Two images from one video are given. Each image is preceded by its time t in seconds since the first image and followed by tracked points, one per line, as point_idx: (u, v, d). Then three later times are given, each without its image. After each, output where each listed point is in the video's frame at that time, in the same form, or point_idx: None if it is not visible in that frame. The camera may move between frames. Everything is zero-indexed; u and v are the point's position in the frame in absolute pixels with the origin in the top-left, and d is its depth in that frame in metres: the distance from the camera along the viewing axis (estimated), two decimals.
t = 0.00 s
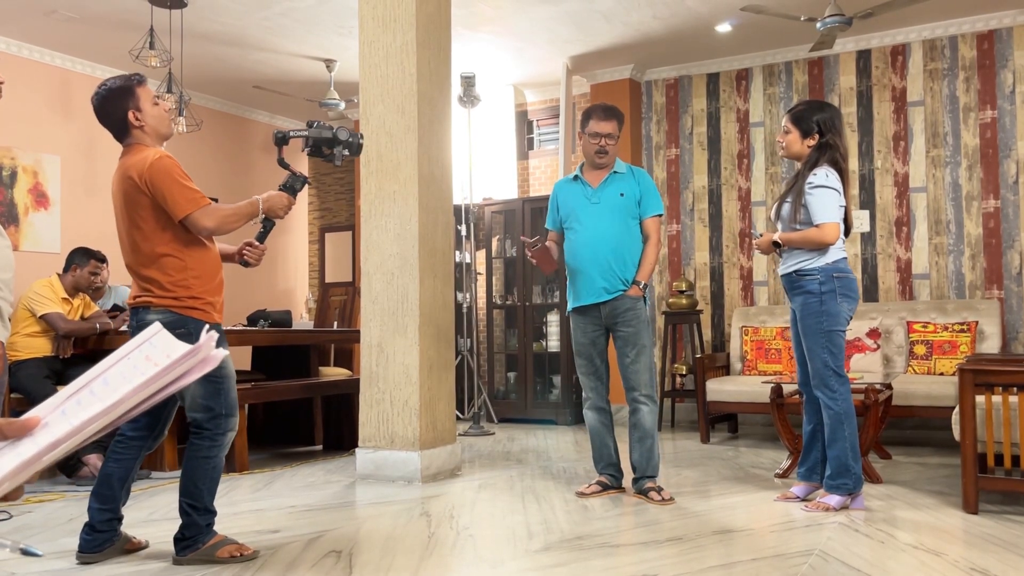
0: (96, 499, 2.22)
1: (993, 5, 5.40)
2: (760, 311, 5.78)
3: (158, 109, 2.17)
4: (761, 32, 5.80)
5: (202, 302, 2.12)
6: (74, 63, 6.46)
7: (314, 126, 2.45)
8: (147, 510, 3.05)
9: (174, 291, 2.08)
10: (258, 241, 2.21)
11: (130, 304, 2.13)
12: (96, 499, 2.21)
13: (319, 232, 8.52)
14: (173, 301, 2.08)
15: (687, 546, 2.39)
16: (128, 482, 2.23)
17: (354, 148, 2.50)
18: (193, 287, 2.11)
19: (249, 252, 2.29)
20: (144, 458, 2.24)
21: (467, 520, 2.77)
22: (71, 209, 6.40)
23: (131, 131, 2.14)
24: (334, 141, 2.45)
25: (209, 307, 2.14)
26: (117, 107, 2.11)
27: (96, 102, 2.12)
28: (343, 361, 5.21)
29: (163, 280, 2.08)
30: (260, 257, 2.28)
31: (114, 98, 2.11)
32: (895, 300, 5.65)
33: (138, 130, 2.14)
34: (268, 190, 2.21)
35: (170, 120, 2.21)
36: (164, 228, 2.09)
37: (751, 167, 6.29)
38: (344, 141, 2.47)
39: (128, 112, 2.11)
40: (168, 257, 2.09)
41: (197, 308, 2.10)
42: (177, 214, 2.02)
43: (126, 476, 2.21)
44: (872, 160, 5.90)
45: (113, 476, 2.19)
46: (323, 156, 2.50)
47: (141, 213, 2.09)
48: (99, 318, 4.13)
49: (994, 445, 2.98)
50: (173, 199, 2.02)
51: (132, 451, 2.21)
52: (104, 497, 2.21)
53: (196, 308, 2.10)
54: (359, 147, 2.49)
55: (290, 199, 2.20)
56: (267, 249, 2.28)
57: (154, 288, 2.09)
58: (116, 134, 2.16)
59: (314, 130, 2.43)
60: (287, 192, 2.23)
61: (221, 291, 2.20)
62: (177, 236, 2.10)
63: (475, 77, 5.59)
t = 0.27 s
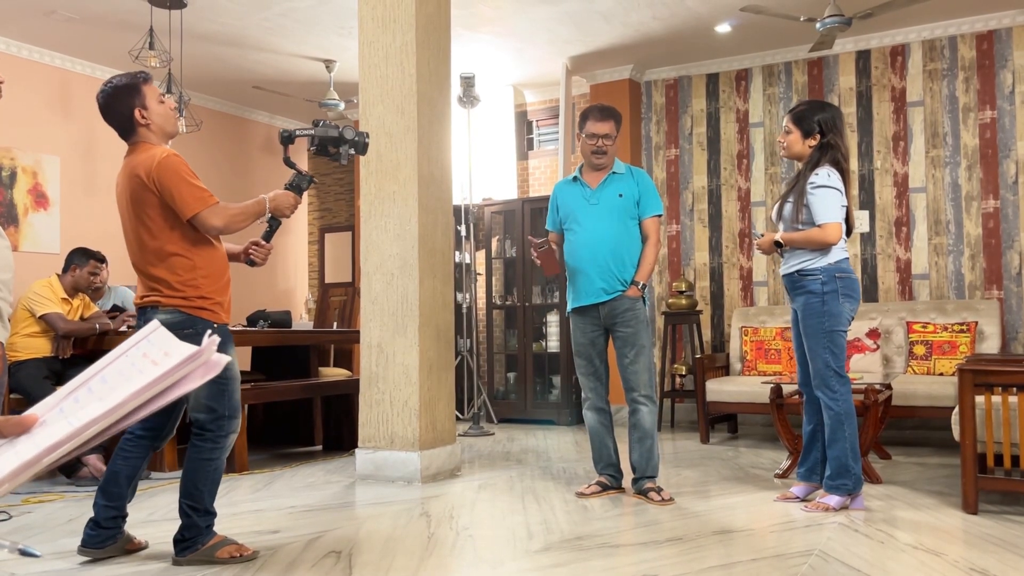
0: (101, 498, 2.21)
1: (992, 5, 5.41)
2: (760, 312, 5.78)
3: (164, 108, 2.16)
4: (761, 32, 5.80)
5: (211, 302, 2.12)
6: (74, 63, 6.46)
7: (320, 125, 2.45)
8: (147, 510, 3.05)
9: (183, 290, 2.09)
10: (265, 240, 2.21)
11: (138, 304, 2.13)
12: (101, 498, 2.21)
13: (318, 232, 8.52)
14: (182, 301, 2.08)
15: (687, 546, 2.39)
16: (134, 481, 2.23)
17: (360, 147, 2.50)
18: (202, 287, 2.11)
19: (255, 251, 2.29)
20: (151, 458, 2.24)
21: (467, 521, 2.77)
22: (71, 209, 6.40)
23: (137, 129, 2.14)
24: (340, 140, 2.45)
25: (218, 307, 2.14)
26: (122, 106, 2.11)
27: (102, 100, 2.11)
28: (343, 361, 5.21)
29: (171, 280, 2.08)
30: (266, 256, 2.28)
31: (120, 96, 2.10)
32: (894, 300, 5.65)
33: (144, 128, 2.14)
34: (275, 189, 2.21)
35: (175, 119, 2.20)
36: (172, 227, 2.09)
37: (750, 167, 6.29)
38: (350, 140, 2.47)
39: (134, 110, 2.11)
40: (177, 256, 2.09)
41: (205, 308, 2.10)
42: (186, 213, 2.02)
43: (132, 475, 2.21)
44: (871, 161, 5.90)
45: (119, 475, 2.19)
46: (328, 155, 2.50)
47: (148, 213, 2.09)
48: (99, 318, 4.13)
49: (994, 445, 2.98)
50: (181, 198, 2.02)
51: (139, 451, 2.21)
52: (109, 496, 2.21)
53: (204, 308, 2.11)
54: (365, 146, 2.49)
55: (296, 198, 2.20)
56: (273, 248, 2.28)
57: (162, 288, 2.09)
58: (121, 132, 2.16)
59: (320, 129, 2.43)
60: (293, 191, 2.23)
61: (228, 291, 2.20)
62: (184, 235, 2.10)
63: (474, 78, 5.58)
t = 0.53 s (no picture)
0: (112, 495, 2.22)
1: (991, 6, 5.41)
2: (759, 312, 5.78)
3: (169, 107, 2.16)
4: (761, 33, 5.80)
5: (218, 302, 2.13)
6: (73, 64, 6.46)
7: (325, 123, 2.44)
8: (146, 511, 3.05)
9: (190, 291, 2.09)
10: (271, 240, 2.21)
11: (144, 304, 2.12)
12: (112, 494, 2.21)
13: (318, 233, 8.52)
14: (189, 301, 2.08)
15: (686, 547, 2.39)
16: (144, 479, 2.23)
17: (366, 145, 2.49)
18: (209, 287, 2.11)
19: (261, 251, 2.29)
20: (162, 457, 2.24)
21: (466, 521, 2.77)
22: (70, 209, 6.39)
23: (142, 128, 2.13)
24: (345, 138, 2.44)
25: (225, 308, 2.14)
26: (128, 104, 2.10)
27: (107, 98, 2.11)
28: (342, 362, 5.21)
29: (179, 280, 2.08)
30: (272, 256, 2.28)
31: (125, 94, 2.10)
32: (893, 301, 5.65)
33: (150, 127, 2.14)
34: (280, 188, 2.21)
35: (180, 117, 2.20)
36: (179, 227, 2.09)
37: (750, 168, 6.29)
38: (355, 139, 2.47)
39: (140, 109, 2.11)
40: (184, 257, 2.09)
41: (213, 308, 2.10)
42: (194, 213, 2.02)
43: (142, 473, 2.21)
44: (871, 161, 5.91)
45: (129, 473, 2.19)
46: (334, 153, 2.50)
47: (154, 212, 2.08)
48: (98, 319, 4.13)
49: (992, 446, 2.99)
50: (189, 198, 2.02)
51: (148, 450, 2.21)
52: (120, 493, 2.21)
53: (212, 308, 2.11)
54: (370, 144, 2.49)
55: (301, 197, 2.20)
56: (279, 247, 2.28)
57: (169, 289, 2.09)
58: (125, 131, 2.15)
59: (326, 127, 2.43)
60: (298, 189, 2.23)
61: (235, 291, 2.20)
62: (192, 235, 2.10)
63: (474, 78, 5.58)
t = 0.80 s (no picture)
0: (127, 485, 2.20)
1: (990, 7, 5.42)
2: (758, 312, 5.78)
3: (172, 105, 2.16)
4: (760, 33, 5.81)
5: (222, 302, 2.13)
6: (72, 64, 6.45)
7: (330, 122, 2.44)
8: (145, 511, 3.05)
9: (195, 291, 2.09)
10: (274, 239, 2.21)
11: (147, 305, 2.11)
12: (128, 484, 2.19)
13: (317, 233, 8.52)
14: (193, 301, 2.08)
15: (685, 547, 2.39)
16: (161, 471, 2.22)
17: (371, 145, 2.49)
18: (213, 288, 2.11)
19: (265, 251, 2.29)
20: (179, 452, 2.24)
21: (465, 521, 2.77)
22: (69, 209, 6.39)
23: (145, 126, 2.13)
24: (351, 138, 2.45)
25: (229, 308, 2.15)
26: (131, 102, 2.10)
27: (109, 96, 2.10)
28: (341, 362, 5.21)
29: (183, 280, 2.08)
30: (276, 255, 2.28)
31: (128, 92, 2.09)
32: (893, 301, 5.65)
33: (153, 126, 2.13)
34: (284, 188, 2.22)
35: (183, 116, 2.20)
36: (184, 227, 2.09)
37: (749, 168, 6.29)
38: (361, 138, 2.47)
39: (143, 107, 2.10)
40: (189, 256, 2.08)
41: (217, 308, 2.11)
42: (200, 212, 2.02)
43: (159, 465, 2.21)
44: (870, 161, 5.91)
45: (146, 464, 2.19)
46: (339, 153, 2.50)
47: (159, 211, 2.07)
48: (97, 319, 4.13)
49: (992, 446, 2.99)
50: (195, 197, 2.02)
51: (166, 443, 2.21)
52: (136, 484, 2.19)
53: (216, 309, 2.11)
54: (376, 144, 2.49)
55: (305, 197, 2.21)
56: (283, 247, 2.28)
57: (173, 289, 2.08)
58: (128, 129, 2.14)
59: (330, 126, 2.43)
60: (303, 189, 2.24)
61: (238, 291, 2.21)
62: (196, 235, 2.10)
63: (474, 78, 5.58)
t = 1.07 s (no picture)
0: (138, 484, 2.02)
1: (989, 7, 5.42)
2: (756, 313, 5.78)
3: (174, 103, 2.15)
4: (759, 34, 5.81)
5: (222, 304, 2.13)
6: (71, 64, 6.45)
7: (333, 122, 2.44)
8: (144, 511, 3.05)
9: (195, 293, 2.08)
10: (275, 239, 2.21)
11: (146, 304, 2.11)
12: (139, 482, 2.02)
13: (316, 233, 8.52)
14: (193, 303, 2.08)
15: (684, 547, 2.39)
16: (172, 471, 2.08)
17: (373, 145, 2.50)
18: (214, 289, 2.11)
19: (265, 251, 2.29)
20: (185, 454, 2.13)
21: (464, 521, 2.77)
22: (67, 209, 6.38)
23: (146, 124, 2.12)
24: (353, 138, 2.45)
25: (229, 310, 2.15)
26: (132, 99, 2.09)
27: (110, 93, 2.09)
28: (340, 362, 5.21)
29: (183, 281, 2.07)
30: (277, 256, 2.27)
31: (130, 89, 2.08)
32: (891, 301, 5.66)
33: (154, 123, 2.12)
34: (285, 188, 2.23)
35: (184, 114, 2.19)
36: (184, 227, 2.08)
37: (748, 168, 6.30)
38: (363, 139, 2.47)
39: (144, 104, 2.09)
40: (189, 257, 2.08)
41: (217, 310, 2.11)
42: (202, 212, 2.02)
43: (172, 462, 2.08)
44: (868, 162, 5.91)
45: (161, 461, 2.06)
46: (341, 153, 2.50)
47: (159, 210, 2.07)
48: (96, 319, 4.12)
49: (990, 446, 2.99)
50: (197, 197, 2.02)
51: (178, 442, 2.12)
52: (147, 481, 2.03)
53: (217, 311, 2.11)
54: (378, 144, 2.49)
55: (306, 197, 2.21)
56: (284, 247, 2.28)
57: (173, 290, 2.08)
58: (128, 126, 2.13)
59: (333, 126, 2.43)
60: (305, 189, 2.24)
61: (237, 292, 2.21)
62: (197, 235, 2.09)
63: (472, 78, 5.57)
